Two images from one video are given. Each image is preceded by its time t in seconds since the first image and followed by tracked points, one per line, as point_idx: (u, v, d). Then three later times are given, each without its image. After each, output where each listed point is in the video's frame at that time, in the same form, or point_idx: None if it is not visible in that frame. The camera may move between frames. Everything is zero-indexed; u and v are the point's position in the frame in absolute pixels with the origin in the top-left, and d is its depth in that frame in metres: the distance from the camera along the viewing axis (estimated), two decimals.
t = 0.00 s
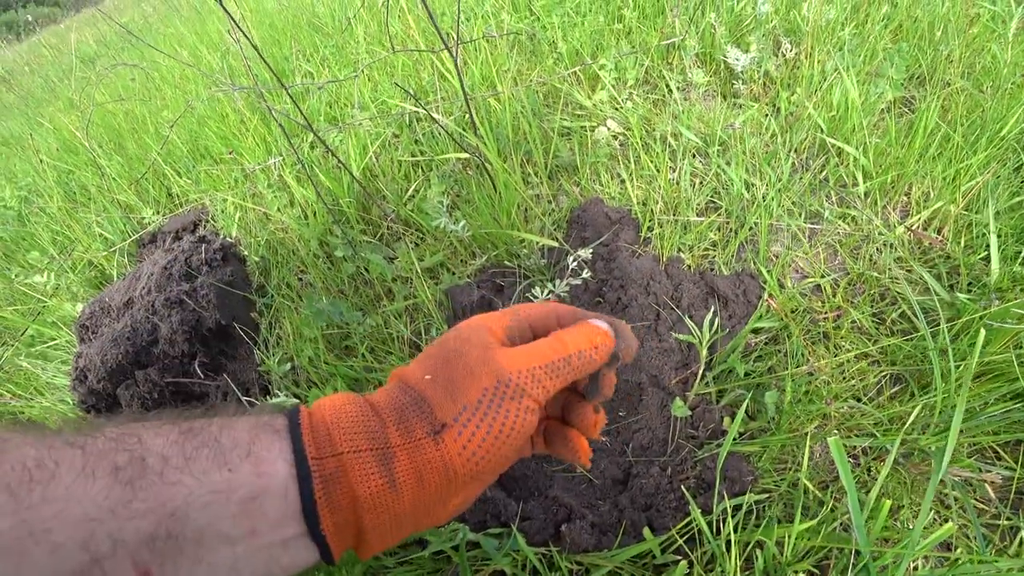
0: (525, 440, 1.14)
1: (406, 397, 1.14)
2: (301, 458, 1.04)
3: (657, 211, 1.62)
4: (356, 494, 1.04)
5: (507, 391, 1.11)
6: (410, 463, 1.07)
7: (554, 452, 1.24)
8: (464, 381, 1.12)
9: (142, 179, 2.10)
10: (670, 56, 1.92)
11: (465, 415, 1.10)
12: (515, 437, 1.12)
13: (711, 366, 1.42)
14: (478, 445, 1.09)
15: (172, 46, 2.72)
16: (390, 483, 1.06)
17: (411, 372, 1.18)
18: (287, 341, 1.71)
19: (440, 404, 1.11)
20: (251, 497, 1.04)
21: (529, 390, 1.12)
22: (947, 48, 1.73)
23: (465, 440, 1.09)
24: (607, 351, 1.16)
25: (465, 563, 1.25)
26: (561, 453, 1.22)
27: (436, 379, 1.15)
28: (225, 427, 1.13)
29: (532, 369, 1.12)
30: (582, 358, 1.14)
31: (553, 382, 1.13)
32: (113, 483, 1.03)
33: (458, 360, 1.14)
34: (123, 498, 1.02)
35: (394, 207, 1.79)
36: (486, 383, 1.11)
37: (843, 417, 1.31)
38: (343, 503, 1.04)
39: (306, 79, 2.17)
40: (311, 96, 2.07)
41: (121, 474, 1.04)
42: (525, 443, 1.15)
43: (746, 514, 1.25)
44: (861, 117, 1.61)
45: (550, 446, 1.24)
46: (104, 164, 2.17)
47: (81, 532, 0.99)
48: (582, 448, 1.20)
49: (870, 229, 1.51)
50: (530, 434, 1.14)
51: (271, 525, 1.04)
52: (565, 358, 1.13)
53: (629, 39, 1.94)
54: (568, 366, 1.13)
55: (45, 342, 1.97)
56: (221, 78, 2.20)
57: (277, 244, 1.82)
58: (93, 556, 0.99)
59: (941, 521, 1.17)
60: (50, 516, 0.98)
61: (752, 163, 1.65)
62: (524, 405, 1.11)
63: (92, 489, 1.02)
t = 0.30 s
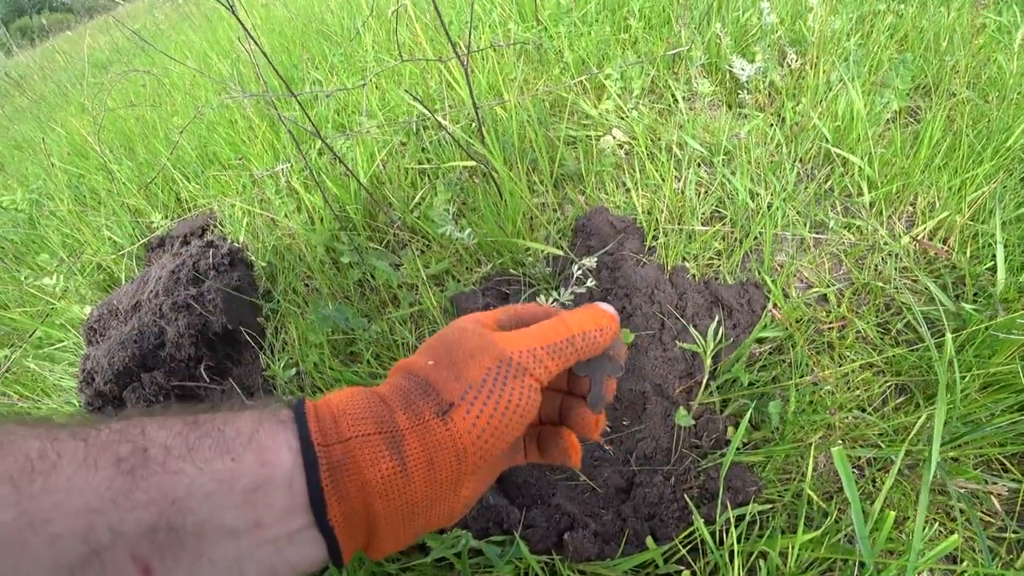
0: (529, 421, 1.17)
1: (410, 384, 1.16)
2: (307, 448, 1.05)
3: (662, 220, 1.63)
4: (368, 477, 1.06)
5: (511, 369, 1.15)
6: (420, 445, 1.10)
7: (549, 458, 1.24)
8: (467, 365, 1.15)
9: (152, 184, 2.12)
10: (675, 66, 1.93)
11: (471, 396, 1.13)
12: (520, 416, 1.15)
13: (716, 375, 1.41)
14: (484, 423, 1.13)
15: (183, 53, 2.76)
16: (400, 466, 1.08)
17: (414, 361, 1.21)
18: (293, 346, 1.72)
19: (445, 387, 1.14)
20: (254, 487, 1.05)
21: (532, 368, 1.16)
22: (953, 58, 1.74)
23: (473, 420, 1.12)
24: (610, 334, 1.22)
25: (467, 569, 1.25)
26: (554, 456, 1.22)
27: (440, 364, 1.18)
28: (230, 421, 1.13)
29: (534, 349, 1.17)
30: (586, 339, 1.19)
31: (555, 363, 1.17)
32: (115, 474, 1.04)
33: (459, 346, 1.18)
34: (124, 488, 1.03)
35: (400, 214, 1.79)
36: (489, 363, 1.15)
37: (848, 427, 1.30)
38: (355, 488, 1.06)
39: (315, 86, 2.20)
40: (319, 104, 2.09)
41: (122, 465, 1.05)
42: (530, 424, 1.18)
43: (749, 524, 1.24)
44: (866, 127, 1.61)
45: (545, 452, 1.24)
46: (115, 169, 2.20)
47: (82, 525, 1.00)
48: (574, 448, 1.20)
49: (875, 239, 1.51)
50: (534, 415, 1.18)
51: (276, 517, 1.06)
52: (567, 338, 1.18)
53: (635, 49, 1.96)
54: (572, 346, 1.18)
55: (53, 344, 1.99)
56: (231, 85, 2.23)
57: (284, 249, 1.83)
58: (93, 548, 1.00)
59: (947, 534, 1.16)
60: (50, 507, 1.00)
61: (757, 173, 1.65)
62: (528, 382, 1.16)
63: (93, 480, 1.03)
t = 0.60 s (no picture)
0: (524, 410, 1.17)
1: (408, 375, 1.20)
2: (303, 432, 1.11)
3: (666, 228, 1.63)
4: (360, 458, 1.09)
5: (502, 356, 1.16)
6: (410, 428, 1.12)
7: (556, 463, 1.23)
8: (462, 353, 1.18)
9: (161, 191, 2.15)
10: (680, 76, 1.95)
11: (463, 381, 1.15)
12: (513, 402, 1.16)
13: (720, 383, 1.41)
14: (475, 407, 1.14)
15: (193, 62, 2.79)
16: (390, 447, 1.10)
17: (415, 356, 1.25)
18: (298, 352, 1.73)
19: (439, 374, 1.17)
20: (252, 471, 1.11)
21: (524, 356, 1.17)
22: (956, 68, 1.75)
23: (463, 404, 1.14)
24: (608, 330, 1.22)
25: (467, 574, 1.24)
26: (563, 461, 1.21)
27: (438, 355, 1.22)
28: (231, 413, 1.19)
29: (527, 337, 1.18)
30: (581, 331, 1.20)
31: (549, 352, 1.18)
32: (120, 460, 1.09)
33: (455, 338, 1.21)
34: (129, 473, 1.08)
35: (406, 222, 1.81)
36: (481, 351, 1.17)
37: (852, 437, 1.29)
38: (348, 469, 1.09)
39: (322, 95, 2.22)
40: (326, 112, 2.11)
41: (127, 452, 1.11)
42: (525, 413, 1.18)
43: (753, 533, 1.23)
44: (869, 137, 1.62)
45: (552, 459, 1.24)
46: (124, 175, 2.23)
47: (86, 510, 1.04)
48: (585, 448, 1.19)
49: (879, 248, 1.51)
50: (529, 404, 1.17)
51: (273, 502, 1.10)
52: (562, 328, 1.19)
53: (640, 59, 1.98)
54: (566, 336, 1.19)
55: (60, 348, 2.00)
56: (240, 94, 2.26)
57: (290, 256, 1.84)
58: (96, 533, 1.03)
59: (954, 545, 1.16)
60: (56, 493, 1.04)
61: (761, 182, 1.65)
62: (520, 369, 1.16)
63: (99, 466, 1.08)
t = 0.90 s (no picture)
0: (523, 412, 1.17)
1: (409, 379, 1.22)
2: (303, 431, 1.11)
3: (667, 238, 1.63)
4: (356, 457, 1.10)
5: (499, 359, 1.17)
6: (407, 430, 1.14)
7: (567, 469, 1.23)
8: (461, 356, 1.19)
9: (165, 196, 2.17)
10: (682, 87, 1.96)
11: (459, 383, 1.16)
12: (510, 405, 1.16)
13: (719, 392, 1.41)
14: (471, 409, 1.15)
15: (200, 69, 2.83)
16: (386, 448, 1.11)
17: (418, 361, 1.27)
18: (299, 358, 1.74)
19: (437, 376, 1.19)
20: (255, 471, 1.11)
21: (522, 359, 1.17)
22: (957, 79, 1.77)
23: (459, 405, 1.15)
24: (612, 332, 1.20)
25: None
26: (575, 467, 1.20)
27: (438, 359, 1.23)
28: (235, 415, 1.20)
29: (525, 340, 1.18)
30: (580, 334, 1.19)
31: (547, 354, 1.18)
32: (127, 459, 1.11)
33: (456, 343, 1.23)
34: (135, 470, 1.09)
35: (408, 229, 1.82)
36: (479, 354, 1.18)
37: (852, 447, 1.29)
38: (344, 468, 1.10)
39: (327, 103, 2.24)
40: (331, 120, 2.13)
41: (134, 451, 1.12)
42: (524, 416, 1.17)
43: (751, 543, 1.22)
44: (870, 148, 1.63)
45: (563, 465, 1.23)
46: (130, 180, 2.25)
47: (93, 507, 1.05)
48: (596, 454, 1.19)
49: (880, 259, 1.51)
50: (527, 407, 1.17)
51: (274, 501, 1.10)
52: (560, 331, 1.19)
53: (642, 69, 2.00)
54: (565, 339, 1.18)
55: (63, 350, 2.01)
56: (246, 101, 2.29)
57: (293, 263, 1.85)
58: (103, 529, 1.04)
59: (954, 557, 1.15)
60: (65, 490, 1.05)
61: (762, 192, 1.65)
62: (517, 372, 1.17)
63: (107, 464, 1.09)
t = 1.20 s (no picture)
0: (522, 418, 1.17)
1: (407, 383, 1.22)
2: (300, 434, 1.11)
3: (669, 247, 1.63)
4: (352, 462, 1.10)
5: (497, 363, 1.17)
6: (403, 434, 1.13)
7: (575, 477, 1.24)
8: (459, 361, 1.19)
9: (168, 200, 2.18)
10: (684, 96, 1.96)
11: (457, 388, 1.16)
12: (507, 410, 1.16)
13: (720, 403, 1.40)
14: (467, 414, 1.15)
15: (205, 74, 2.85)
16: (382, 452, 1.11)
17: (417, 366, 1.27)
18: (299, 364, 1.73)
19: (434, 381, 1.19)
20: (252, 473, 1.10)
21: (520, 363, 1.17)
22: (958, 90, 1.77)
23: (456, 410, 1.15)
24: (614, 335, 1.20)
25: None
26: (582, 474, 1.21)
27: (436, 363, 1.23)
28: (236, 419, 1.20)
29: (524, 344, 1.19)
30: (579, 338, 1.19)
31: (547, 359, 1.18)
32: (125, 462, 1.10)
33: (455, 347, 1.23)
34: (133, 473, 1.09)
35: (410, 236, 1.82)
36: (477, 359, 1.18)
37: (854, 458, 1.28)
38: (340, 474, 1.10)
39: (330, 109, 2.25)
40: (334, 127, 2.14)
41: (133, 453, 1.12)
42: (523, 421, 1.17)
43: (753, 555, 1.21)
44: (871, 158, 1.63)
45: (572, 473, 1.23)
46: (133, 184, 2.26)
47: (90, 509, 1.04)
48: (602, 462, 1.20)
49: (882, 269, 1.51)
50: (527, 413, 1.17)
51: (270, 504, 1.09)
52: (561, 335, 1.19)
53: (644, 79, 2.01)
54: (564, 344, 1.19)
55: (63, 353, 2.02)
56: (250, 107, 2.30)
57: (294, 268, 1.85)
58: (98, 531, 1.03)
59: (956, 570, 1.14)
60: (62, 492, 1.04)
61: (763, 202, 1.65)
62: (515, 377, 1.17)
63: (105, 466, 1.09)
